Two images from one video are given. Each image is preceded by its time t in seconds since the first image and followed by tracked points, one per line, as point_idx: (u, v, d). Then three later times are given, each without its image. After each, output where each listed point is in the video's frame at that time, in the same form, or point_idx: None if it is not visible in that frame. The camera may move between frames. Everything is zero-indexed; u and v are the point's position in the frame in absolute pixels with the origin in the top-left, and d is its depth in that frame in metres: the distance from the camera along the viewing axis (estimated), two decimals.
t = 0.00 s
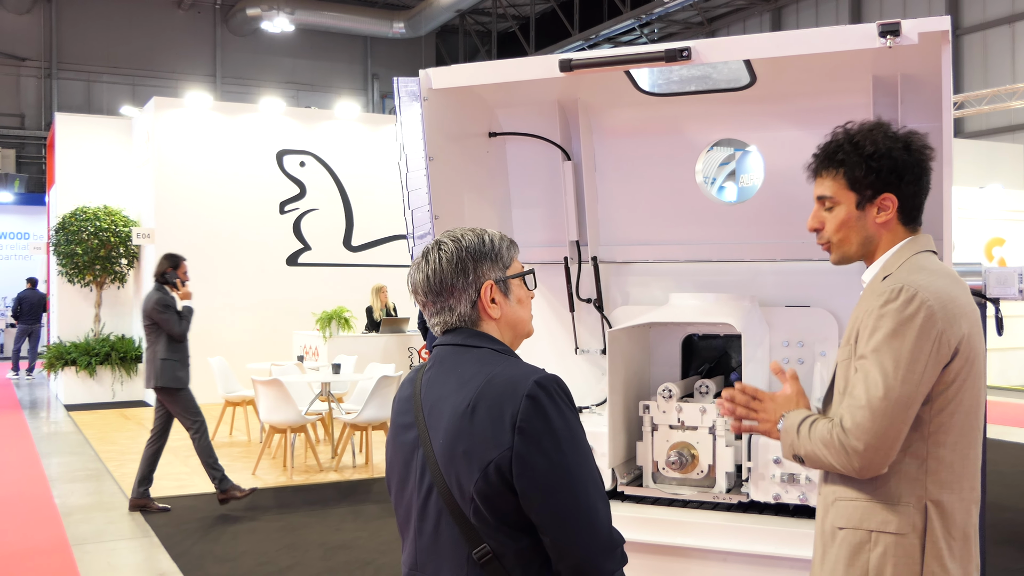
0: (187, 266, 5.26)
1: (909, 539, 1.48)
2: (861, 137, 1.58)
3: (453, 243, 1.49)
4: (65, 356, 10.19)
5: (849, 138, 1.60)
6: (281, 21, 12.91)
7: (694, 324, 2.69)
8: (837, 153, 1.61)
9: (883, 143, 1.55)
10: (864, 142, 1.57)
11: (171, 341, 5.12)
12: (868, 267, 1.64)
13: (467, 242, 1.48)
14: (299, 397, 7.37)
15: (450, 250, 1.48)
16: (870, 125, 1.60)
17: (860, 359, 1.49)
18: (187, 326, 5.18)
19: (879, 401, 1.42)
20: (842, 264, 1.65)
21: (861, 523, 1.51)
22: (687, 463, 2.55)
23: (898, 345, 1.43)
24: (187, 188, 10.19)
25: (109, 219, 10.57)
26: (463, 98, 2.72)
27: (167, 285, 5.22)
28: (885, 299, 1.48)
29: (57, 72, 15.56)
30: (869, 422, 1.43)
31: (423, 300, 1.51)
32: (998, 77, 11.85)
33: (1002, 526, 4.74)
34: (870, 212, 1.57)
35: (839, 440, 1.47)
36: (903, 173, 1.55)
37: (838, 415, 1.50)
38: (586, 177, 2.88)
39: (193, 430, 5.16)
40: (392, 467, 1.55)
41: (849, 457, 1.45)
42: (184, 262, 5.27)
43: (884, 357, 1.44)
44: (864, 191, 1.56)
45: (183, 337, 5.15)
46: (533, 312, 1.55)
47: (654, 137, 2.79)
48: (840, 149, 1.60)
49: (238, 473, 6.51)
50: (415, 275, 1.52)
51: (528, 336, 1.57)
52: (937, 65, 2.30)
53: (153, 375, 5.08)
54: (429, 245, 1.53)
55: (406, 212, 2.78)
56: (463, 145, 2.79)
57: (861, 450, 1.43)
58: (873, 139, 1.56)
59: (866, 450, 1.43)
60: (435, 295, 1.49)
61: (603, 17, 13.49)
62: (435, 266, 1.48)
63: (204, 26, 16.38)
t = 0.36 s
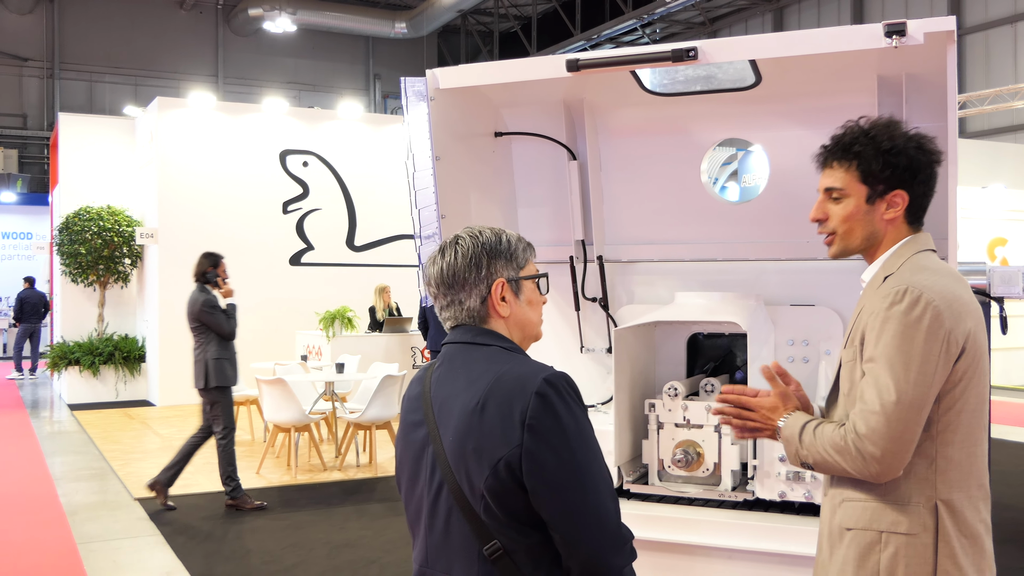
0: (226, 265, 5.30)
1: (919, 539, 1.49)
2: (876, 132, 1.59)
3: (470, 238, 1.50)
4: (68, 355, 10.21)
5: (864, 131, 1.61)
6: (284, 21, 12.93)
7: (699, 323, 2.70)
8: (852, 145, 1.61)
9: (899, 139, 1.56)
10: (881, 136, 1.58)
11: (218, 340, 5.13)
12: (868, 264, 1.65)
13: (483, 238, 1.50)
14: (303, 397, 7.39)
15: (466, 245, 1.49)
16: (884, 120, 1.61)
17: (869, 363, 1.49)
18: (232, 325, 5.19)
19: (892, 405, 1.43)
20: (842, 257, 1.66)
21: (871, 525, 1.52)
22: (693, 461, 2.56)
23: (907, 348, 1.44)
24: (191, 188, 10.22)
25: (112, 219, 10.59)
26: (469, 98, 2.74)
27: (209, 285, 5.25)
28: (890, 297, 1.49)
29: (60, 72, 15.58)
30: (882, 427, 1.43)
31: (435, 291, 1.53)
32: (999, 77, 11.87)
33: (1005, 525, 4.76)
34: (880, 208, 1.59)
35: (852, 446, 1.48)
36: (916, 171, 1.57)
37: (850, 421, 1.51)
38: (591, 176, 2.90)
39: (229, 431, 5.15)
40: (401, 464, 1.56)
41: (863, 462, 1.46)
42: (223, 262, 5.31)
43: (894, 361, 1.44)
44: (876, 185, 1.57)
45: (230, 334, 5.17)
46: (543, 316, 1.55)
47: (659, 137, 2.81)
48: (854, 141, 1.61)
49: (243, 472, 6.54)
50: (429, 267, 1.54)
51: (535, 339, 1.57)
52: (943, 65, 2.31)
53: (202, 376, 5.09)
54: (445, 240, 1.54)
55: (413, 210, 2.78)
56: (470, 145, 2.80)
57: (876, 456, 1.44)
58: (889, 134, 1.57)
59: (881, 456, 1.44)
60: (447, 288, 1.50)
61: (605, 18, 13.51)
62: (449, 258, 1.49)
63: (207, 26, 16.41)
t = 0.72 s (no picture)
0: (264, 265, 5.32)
1: (923, 540, 1.49)
2: (882, 127, 1.60)
3: (478, 236, 1.51)
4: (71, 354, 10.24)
5: (868, 128, 1.61)
6: (285, 20, 12.92)
7: (705, 321, 2.70)
8: (858, 143, 1.62)
9: (907, 134, 1.57)
10: (887, 131, 1.59)
11: (247, 338, 5.17)
12: (878, 261, 1.66)
13: (491, 236, 1.50)
14: (306, 396, 7.40)
15: (474, 244, 1.50)
16: (887, 116, 1.62)
17: (884, 363, 1.50)
18: (261, 325, 5.20)
19: (910, 406, 1.43)
20: (853, 254, 1.66)
21: (874, 525, 1.53)
22: (699, 459, 2.57)
23: (925, 348, 1.44)
24: (193, 188, 10.24)
25: (115, 218, 10.61)
26: (475, 97, 2.75)
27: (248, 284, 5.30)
28: (900, 297, 1.50)
29: (62, 71, 15.61)
30: (890, 426, 1.44)
31: (444, 292, 1.54)
32: (1002, 77, 11.85)
33: (1008, 524, 4.76)
34: (892, 202, 1.59)
35: (867, 447, 1.48)
36: (926, 164, 1.58)
37: (863, 422, 1.51)
38: (597, 175, 2.90)
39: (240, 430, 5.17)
40: (411, 462, 1.57)
41: (877, 462, 1.47)
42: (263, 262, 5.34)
43: (910, 361, 1.45)
44: (887, 180, 1.58)
45: (261, 334, 5.20)
46: (550, 311, 1.56)
47: (665, 136, 2.81)
48: (861, 138, 1.61)
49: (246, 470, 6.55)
50: (436, 269, 1.54)
51: (543, 335, 1.58)
52: (948, 65, 2.31)
53: (229, 371, 5.16)
54: (452, 239, 1.55)
55: (419, 207, 2.78)
56: (475, 144, 2.81)
57: (893, 457, 1.44)
58: (894, 129, 1.58)
59: (898, 457, 1.44)
60: (455, 287, 1.51)
61: (607, 17, 13.50)
62: (457, 257, 1.50)
63: (209, 26, 16.43)
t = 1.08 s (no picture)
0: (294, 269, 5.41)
1: (918, 542, 1.49)
2: (869, 130, 1.60)
3: (480, 234, 1.51)
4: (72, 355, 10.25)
5: (855, 132, 1.62)
6: (286, 20, 12.92)
7: (705, 321, 2.70)
8: (847, 148, 1.62)
9: (897, 132, 1.58)
10: (876, 134, 1.59)
11: (275, 339, 5.21)
12: (881, 263, 1.66)
13: (493, 234, 1.51)
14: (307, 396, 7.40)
15: (476, 241, 1.50)
16: (874, 118, 1.63)
17: (880, 362, 1.50)
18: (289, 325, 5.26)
19: (905, 406, 1.43)
20: (861, 262, 1.66)
21: (869, 526, 1.53)
22: (700, 459, 2.58)
23: (922, 348, 1.44)
24: (195, 188, 10.25)
25: (116, 218, 10.61)
26: (476, 97, 2.74)
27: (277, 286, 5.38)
28: (899, 297, 1.50)
29: (62, 72, 15.61)
30: (886, 428, 1.44)
31: (446, 293, 1.54)
32: (1002, 76, 11.84)
33: (1009, 523, 4.76)
34: (890, 203, 1.59)
35: (859, 446, 1.48)
36: (918, 161, 1.58)
37: (857, 421, 1.51)
38: (598, 174, 2.90)
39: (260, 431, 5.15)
40: (412, 462, 1.57)
41: (868, 462, 1.47)
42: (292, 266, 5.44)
43: (906, 360, 1.45)
44: (882, 181, 1.58)
45: (289, 336, 5.26)
46: (551, 312, 1.55)
47: (666, 135, 2.81)
48: (850, 144, 1.62)
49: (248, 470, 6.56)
50: (439, 266, 1.54)
51: (543, 336, 1.58)
52: (949, 64, 2.32)
53: (257, 370, 5.17)
54: (452, 240, 1.55)
55: (420, 208, 2.78)
56: (476, 143, 2.81)
57: (885, 457, 1.44)
58: (883, 130, 1.59)
59: (890, 457, 1.44)
60: (455, 285, 1.51)
61: (607, 17, 13.50)
62: (460, 254, 1.50)
63: (210, 26, 16.43)
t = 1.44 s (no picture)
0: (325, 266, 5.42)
1: (904, 548, 1.49)
2: (865, 126, 1.61)
3: (470, 240, 1.51)
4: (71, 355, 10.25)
5: (851, 128, 1.63)
6: (286, 21, 12.92)
7: (703, 323, 2.71)
8: (842, 142, 1.63)
9: (891, 130, 1.58)
10: (870, 129, 1.60)
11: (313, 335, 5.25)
12: (865, 263, 1.65)
13: (483, 240, 1.50)
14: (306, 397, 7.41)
15: (467, 248, 1.50)
16: (872, 117, 1.63)
17: (859, 366, 1.50)
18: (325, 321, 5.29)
19: (881, 410, 1.44)
20: (841, 257, 1.66)
21: (856, 532, 1.53)
22: (697, 460, 2.57)
23: (897, 352, 1.44)
24: (194, 188, 10.25)
25: (116, 219, 10.61)
26: (474, 99, 2.75)
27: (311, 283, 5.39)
28: (883, 300, 1.50)
29: (62, 72, 15.61)
30: (870, 433, 1.44)
31: (439, 294, 1.54)
32: (1002, 77, 11.82)
33: (1007, 524, 4.76)
34: (876, 201, 1.59)
35: (839, 452, 1.49)
36: (910, 162, 1.58)
37: (837, 426, 1.52)
38: (595, 176, 2.91)
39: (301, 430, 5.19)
40: (408, 463, 1.57)
41: (849, 466, 1.47)
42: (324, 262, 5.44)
43: (882, 364, 1.45)
44: (871, 178, 1.58)
45: (326, 331, 5.31)
46: (547, 311, 1.57)
47: (663, 136, 2.82)
48: (844, 138, 1.62)
49: (247, 471, 6.56)
50: (433, 270, 1.54)
51: (542, 334, 1.59)
52: (945, 66, 2.32)
53: (296, 368, 5.23)
54: (447, 242, 1.55)
55: (417, 210, 2.79)
56: (474, 145, 2.81)
57: (863, 463, 1.45)
58: (878, 127, 1.59)
59: (868, 462, 1.45)
60: (450, 290, 1.51)
61: (607, 17, 13.49)
62: (450, 262, 1.50)
63: (209, 26, 16.43)
